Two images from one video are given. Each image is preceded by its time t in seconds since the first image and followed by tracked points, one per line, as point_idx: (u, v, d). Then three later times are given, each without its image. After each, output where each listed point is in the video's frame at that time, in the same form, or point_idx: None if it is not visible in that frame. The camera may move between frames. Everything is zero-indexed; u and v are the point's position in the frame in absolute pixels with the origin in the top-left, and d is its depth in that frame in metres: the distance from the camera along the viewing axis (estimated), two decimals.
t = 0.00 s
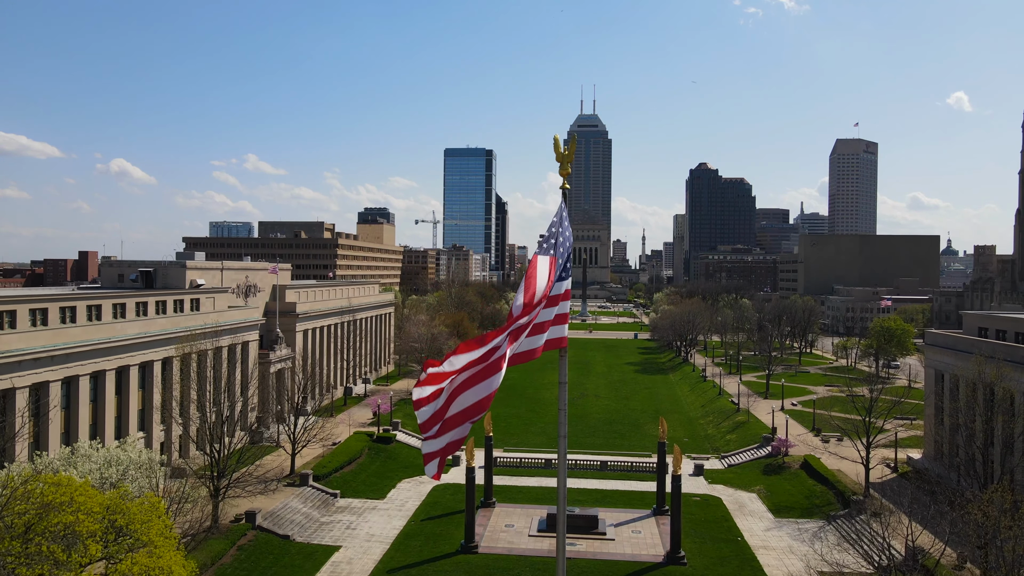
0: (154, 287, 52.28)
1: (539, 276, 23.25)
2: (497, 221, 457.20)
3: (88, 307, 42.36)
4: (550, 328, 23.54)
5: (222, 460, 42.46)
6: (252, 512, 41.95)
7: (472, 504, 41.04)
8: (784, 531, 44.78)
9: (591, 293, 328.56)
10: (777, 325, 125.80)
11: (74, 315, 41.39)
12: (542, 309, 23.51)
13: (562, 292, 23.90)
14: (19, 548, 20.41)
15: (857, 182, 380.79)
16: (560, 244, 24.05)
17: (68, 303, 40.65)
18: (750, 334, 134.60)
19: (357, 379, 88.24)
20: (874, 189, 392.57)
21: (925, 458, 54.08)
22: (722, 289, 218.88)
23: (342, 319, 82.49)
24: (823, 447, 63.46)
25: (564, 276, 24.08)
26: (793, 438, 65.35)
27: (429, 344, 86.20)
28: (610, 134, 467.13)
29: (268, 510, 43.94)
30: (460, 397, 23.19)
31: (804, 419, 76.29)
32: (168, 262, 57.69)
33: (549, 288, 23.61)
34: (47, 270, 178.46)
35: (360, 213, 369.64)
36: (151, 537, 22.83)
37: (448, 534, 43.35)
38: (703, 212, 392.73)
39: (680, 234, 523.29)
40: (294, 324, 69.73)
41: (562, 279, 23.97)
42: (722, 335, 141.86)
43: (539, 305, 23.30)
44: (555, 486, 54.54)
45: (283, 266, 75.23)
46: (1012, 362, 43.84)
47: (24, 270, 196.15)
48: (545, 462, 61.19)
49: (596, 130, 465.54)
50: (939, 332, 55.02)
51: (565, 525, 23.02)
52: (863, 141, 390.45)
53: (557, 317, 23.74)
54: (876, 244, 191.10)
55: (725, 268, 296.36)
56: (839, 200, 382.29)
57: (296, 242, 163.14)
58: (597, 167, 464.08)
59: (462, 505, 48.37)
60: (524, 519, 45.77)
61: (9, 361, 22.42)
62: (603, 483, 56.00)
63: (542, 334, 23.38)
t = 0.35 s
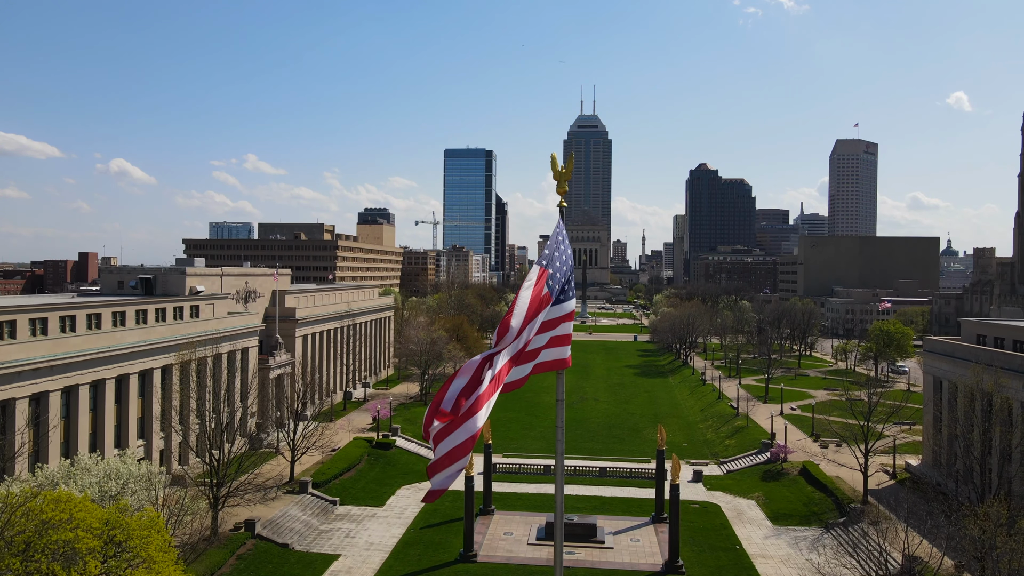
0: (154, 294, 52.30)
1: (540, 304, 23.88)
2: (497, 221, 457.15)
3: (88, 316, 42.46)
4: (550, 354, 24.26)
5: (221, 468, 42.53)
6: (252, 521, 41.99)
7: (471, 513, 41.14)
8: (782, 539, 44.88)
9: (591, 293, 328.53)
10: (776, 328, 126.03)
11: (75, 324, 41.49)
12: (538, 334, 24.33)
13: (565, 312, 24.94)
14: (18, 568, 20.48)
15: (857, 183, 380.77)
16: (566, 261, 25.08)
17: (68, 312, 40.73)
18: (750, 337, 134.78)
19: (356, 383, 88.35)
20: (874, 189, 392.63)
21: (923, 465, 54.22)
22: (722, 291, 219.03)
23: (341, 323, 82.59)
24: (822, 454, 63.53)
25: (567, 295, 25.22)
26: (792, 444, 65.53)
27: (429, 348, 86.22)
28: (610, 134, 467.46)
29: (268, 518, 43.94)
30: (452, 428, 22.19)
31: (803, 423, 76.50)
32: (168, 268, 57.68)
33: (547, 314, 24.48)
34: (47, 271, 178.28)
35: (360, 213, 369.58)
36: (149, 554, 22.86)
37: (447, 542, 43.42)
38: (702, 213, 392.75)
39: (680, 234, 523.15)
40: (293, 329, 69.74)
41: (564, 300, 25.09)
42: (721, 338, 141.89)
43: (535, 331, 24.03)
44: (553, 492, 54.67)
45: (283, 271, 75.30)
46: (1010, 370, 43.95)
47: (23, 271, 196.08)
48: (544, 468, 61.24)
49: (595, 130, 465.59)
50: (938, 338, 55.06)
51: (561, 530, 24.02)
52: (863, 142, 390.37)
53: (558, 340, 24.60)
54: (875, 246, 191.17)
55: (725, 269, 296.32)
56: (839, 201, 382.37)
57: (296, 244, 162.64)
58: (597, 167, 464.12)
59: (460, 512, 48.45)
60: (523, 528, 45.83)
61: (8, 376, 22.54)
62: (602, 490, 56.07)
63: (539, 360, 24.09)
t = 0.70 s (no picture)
0: (153, 302, 52.36)
1: (538, 330, 24.09)
2: (497, 222, 457.19)
3: (88, 325, 42.52)
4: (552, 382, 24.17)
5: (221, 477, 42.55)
6: (251, 531, 42.00)
7: (470, 523, 41.17)
8: (781, 548, 44.90)
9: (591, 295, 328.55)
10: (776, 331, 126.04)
11: (74, 333, 41.58)
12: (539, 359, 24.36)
13: (567, 337, 24.84)
14: None
15: (857, 184, 380.55)
16: (566, 278, 25.29)
17: (67, 322, 40.82)
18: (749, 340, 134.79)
19: (356, 388, 88.40)
20: (874, 190, 392.44)
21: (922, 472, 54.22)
22: (722, 293, 218.88)
23: (340, 329, 82.59)
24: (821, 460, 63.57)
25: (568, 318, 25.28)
26: (791, 451, 65.60)
27: (428, 353, 86.18)
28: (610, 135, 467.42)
29: (267, 527, 43.96)
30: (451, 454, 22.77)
31: (802, 429, 76.60)
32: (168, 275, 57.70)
33: (549, 339, 24.47)
34: (47, 273, 178.57)
35: (360, 214, 369.73)
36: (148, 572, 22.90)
37: (447, 551, 43.46)
38: (702, 214, 392.65)
39: (680, 235, 522.96)
40: (293, 335, 69.70)
41: (565, 322, 25.07)
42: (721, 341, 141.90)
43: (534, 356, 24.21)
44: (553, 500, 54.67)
45: (283, 277, 75.34)
46: (1010, 379, 43.84)
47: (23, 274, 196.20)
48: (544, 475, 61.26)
49: (595, 131, 465.52)
50: (936, 347, 54.91)
51: (561, 541, 24.59)
52: (863, 142, 390.16)
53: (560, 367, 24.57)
54: (875, 247, 191.06)
55: (725, 271, 296.11)
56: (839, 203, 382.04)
57: (296, 247, 162.43)
58: (596, 168, 464.08)
59: (460, 521, 48.48)
60: (522, 536, 45.88)
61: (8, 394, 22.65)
62: (601, 498, 56.12)
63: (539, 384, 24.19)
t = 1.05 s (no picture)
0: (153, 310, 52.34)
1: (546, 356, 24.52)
2: (497, 223, 457.00)
3: (87, 335, 42.50)
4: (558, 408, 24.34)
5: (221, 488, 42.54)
6: (250, 542, 42.00)
7: (469, 534, 41.14)
8: (780, 558, 44.89)
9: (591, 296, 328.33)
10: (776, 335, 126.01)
11: (74, 343, 41.57)
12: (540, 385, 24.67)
13: (567, 362, 25.07)
14: None
15: (857, 185, 380.18)
16: (566, 296, 25.58)
17: (66, 332, 40.78)
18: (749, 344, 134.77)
19: (355, 393, 88.30)
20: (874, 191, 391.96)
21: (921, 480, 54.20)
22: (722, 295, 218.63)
23: (340, 334, 82.50)
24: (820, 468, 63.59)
25: (568, 342, 25.55)
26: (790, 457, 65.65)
27: (428, 357, 86.04)
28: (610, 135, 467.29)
29: (267, 537, 43.97)
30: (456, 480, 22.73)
31: (802, 434, 76.60)
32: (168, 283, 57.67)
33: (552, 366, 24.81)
34: (47, 274, 178.75)
35: (360, 215, 369.47)
36: None
37: (446, 561, 43.48)
38: (702, 215, 392.39)
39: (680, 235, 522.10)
40: (293, 341, 69.68)
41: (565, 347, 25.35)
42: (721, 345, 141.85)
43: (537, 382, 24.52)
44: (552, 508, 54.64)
45: (282, 282, 75.26)
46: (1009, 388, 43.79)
47: (22, 275, 195.78)
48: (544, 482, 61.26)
49: (595, 131, 465.34)
50: (936, 354, 54.90)
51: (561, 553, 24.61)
52: (863, 143, 389.79)
53: (563, 394, 24.73)
54: (875, 250, 190.90)
55: (724, 272, 295.79)
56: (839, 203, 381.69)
57: (296, 249, 162.39)
58: (596, 169, 463.96)
59: (459, 530, 48.43)
60: (522, 546, 45.88)
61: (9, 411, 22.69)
62: (601, 505, 56.13)
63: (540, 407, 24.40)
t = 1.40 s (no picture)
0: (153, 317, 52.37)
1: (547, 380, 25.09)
2: (497, 224, 456.97)
3: (87, 345, 42.52)
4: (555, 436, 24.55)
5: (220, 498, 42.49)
6: (250, 552, 41.94)
7: (469, 544, 41.08)
8: (780, 568, 44.84)
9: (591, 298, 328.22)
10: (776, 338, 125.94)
11: (74, 353, 41.59)
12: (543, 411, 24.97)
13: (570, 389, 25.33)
14: None
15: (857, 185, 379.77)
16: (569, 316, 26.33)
17: (66, 342, 40.80)
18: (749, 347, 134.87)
19: (355, 398, 88.30)
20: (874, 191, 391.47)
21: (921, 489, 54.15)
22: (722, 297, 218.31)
23: (340, 339, 82.48)
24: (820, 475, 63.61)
25: (574, 365, 25.78)
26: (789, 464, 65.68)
27: (428, 362, 86.00)
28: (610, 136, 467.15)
29: (266, 547, 43.94)
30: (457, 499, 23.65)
31: (801, 440, 76.64)
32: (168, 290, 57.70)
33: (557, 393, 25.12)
34: (47, 276, 179.43)
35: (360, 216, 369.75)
36: None
37: (445, 571, 43.45)
38: (702, 216, 392.21)
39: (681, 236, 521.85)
40: (293, 347, 69.66)
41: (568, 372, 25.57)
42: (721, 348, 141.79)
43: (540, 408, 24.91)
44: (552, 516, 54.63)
45: (282, 287, 75.28)
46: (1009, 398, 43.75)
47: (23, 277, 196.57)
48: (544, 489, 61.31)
49: (595, 132, 465.08)
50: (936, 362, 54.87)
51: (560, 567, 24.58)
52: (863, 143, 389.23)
53: (563, 420, 24.98)
54: (875, 251, 190.67)
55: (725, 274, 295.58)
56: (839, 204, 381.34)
57: (296, 251, 162.55)
58: (596, 169, 463.79)
59: (459, 539, 48.39)
60: (521, 556, 45.81)
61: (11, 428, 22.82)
62: (600, 513, 56.13)
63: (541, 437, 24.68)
